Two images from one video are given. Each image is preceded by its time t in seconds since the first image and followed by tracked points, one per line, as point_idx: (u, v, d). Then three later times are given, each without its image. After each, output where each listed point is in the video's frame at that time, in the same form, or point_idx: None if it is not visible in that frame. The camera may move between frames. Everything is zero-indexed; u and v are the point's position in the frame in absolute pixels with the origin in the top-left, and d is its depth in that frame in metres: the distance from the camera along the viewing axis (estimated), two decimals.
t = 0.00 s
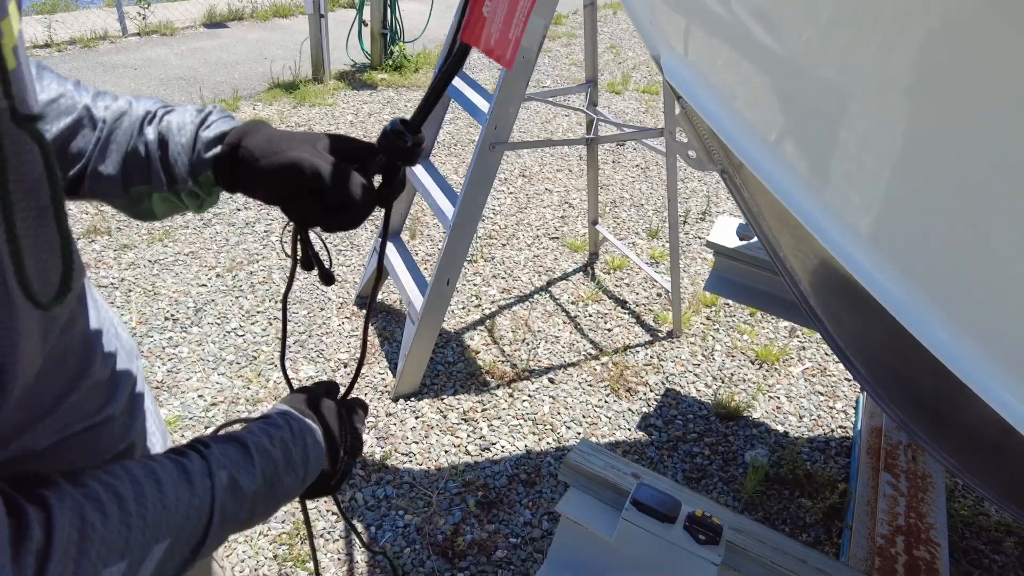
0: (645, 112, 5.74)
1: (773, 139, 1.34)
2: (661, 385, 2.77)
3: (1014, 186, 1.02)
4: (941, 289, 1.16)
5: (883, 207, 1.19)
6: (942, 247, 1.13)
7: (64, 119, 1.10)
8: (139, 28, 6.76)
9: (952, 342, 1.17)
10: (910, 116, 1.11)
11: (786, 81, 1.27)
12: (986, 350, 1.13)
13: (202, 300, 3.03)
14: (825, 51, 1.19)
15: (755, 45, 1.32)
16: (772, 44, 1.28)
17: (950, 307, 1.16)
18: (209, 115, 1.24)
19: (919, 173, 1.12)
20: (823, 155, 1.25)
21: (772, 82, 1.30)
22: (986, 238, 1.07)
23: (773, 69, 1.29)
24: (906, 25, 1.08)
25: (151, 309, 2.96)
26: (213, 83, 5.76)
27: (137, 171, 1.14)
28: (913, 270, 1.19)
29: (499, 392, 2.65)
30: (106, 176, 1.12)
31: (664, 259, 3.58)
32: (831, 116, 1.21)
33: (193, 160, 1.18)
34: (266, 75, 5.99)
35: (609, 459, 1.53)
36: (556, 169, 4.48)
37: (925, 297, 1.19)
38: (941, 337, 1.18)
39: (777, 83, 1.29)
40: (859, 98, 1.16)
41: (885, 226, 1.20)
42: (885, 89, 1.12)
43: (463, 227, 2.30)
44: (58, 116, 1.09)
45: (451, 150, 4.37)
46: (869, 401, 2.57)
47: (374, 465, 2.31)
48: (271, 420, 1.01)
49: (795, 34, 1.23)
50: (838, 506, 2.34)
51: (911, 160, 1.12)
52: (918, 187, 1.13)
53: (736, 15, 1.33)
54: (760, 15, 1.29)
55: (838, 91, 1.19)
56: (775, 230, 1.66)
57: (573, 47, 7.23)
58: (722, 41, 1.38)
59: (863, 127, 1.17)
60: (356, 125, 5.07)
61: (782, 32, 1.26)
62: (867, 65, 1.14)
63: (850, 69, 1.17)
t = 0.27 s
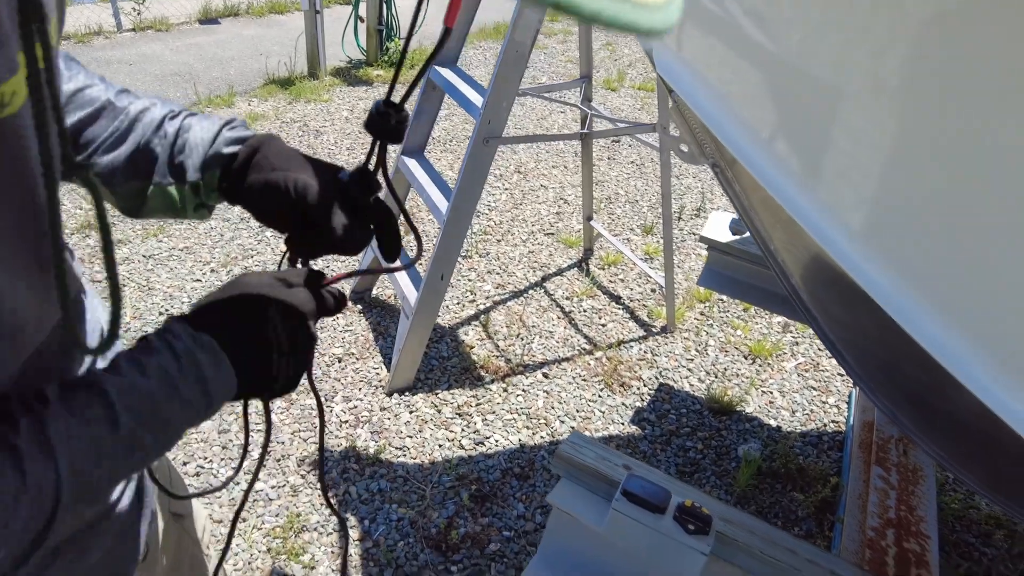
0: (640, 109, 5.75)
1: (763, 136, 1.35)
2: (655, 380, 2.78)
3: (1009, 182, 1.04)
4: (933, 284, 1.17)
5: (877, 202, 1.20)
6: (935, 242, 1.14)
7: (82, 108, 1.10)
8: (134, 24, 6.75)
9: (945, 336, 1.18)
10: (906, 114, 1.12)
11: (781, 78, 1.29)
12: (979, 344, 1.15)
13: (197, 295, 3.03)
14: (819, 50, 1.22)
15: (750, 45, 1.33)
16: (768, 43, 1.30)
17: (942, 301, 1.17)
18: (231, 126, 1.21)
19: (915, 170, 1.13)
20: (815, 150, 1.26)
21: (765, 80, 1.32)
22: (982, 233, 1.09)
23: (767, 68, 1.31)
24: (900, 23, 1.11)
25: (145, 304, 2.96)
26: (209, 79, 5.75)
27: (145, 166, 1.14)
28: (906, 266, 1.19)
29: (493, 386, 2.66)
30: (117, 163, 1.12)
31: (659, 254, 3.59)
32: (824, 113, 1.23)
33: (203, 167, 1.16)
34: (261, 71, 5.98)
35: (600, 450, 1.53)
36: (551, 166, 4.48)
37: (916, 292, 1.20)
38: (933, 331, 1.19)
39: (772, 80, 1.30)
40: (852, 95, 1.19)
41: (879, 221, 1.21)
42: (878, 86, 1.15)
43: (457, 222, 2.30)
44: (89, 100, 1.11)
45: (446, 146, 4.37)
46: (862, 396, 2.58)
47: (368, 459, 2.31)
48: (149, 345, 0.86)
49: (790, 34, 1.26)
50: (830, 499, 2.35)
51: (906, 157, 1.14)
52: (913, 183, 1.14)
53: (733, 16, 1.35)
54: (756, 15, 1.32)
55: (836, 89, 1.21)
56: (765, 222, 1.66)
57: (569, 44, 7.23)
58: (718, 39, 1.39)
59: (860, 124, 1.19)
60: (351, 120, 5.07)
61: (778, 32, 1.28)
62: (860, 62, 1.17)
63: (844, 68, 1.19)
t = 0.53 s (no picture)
0: (637, 106, 5.77)
1: (759, 136, 1.41)
2: (648, 374, 2.80)
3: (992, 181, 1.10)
4: (922, 276, 1.24)
5: (871, 202, 1.26)
6: (924, 236, 1.21)
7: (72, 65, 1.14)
8: (130, 20, 6.74)
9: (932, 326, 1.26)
10: (894, 114, 1.18)
11: (775, 78, 1.34)
12: (971, 337, 1.21)
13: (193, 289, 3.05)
14: (812, 53, 1.27)
15: (745, 45, 1.38)
16: (761, 43, 1.35)
17: (930, 293, 1.24)
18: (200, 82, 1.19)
19: (904, 168, 1.19)
20: (809, 151, 1.33)
21: (760, 81, 1.37)
22: (971, 229, 1.15)
23: (762, 69, 1.36)
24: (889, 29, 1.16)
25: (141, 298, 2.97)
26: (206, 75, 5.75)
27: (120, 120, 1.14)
28: (898, 260, 1.26)
29: (488, 380, 2.68)
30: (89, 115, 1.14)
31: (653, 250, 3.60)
32: (817, 115, 1.29)
33: (171, 117, 1.14)
34: (258, 67, 5.99)
35: (590, 438, 1.54)
36: (547, 162, 4.50)
37: (907, 284, 1.27)
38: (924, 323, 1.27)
39: (768, 82, 1.35)
40: (842, 97, 1.25)
41: (870, 217, 1.27)
42: (869, 89, 1.21)
43: (452, 215, 2.32)
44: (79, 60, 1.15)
45: (442, 142, 4.38)
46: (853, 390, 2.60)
47: (363, 451, 2.33)
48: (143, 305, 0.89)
49: (784, 36, 1.31)
50: (821, 492, 2.37)
51: (898, 157, 1.20)
52: (903, 180, 1.20)
53: (726, 15, 1.39)
54: (750, 17, 1.36)
55: (829, 89, 1.26)
56: (756, 216, 1.69)
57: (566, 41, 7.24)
58: (712, 38, 1.43)
59: (851, 123, 1.24)
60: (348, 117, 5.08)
61: (772, 34, 1.32)
62: (850, 67, 1.22)
63: (836, 71, 1.25)
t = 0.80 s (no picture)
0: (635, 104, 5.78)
1: (749, 132, 1.38)
2: (642, 367, 2.82)
3: (985, 182, 1.06)
4: (912, 277, 1.21)
5: (860, 197, 1.22)
6: (915, 236, 1.18)
7: None
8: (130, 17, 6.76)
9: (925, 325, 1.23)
10: (885, 112, 1.14)
11: (764, 75, 1.30)
12: (963, 333, 1.18)
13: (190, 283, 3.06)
14: (798, 46, 1.23)
15: (729, 39, 1.34)
16: (747, 40, 1.31)
17: (921, 294, 1.21)
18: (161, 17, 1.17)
19: (893, 168, 1.16)
20: (798, 145, 1.29)
21: (747, 75, 1.34)
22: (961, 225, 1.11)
23: (748, 63, 1.32)
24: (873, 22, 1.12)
25: (138, 291, 2.99)
26: (204, 71, 5.76)
27: None
28: (889, 255, 1.23)
29: (482, 372, 2.70)
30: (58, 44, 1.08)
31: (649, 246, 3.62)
32: (805, 109, 1.25)
33: None
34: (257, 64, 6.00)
35: (578, 424, 1.55)
36: (544, 158, 4.51)
37: (898, 279, 1.23)
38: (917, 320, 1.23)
39: (754, 76, 1.32)
40: (830, 91, 1.20)
41: (859, 217, 1.24)
42: (856, 83, 1.16)
43: (447, 209, 2.34)
44: None
45: (439, 138, 4.40)
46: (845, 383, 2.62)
47: (357, 442, 2.35)
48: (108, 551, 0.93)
49: (770, 31, 1.26)
50: (812, 484, 2.39)
51: (885, 152, 1.16)
52: (892, 180, 1.16)
53: (712, 10, 1.36)
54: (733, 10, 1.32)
55: (817, 87, 1.22)
56: (745, 208, 1.67)
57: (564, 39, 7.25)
58: (700, 34, 1.40)
59: (839, 121, 1.20)
60: (346, 113, 5.09)
61: (757, 29, 1.28)
62: (834, 60, 1.18)
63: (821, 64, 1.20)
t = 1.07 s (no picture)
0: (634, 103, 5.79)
1: (742, 134, 1.38)
2: (638, 365, 2.84)
3: (975, 182, 1.07)
4: (900, 278, 1.21)
5: (850, 199, 1.23)
6: (903, 236, 1.18)
7: None
8: (131, 16, 6.78)
9: (912, 326, 1.24)
10: (880, 114, 1.14)
11: (756, 75, 1.31)
12: (948, 336, 1.19)
13: (189, 281, 3.08)
14: (793, 49, 1.24)
15: (724, 42, 1.35)
16: (743, 43, 1.32)
17: (907, 295, 1.22)
18: None
19: (883, 169, 1.16)
20: (790, 148, 1.29)
21: (741, 78, 1.34)
22: (950, 227, 1.12)
23: (744, 66, 1.33)
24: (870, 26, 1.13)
25: (137, 288, 3.01)
26: (206, 70, 5.79)
27: None
28: (877, 259, 1.23)
29: (479, 370, 2.71)
30: (52, 11, 1.10)
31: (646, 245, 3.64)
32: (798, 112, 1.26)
33: None
34: (258, 63, 6.02)
35: (569, 419, 1.57)
36: (543, 158, 4.53)
37: (886, 283, 1.24)
38: (904, 323, 1.24)
39: (748, 78, 1.32)
40: (824, 93, 1.21)
41: (849, 220, 1.24)
42: (850, 87, 1.17)
43: (444, 207, 2.36)
44: None
45: (439, 137, 4.42)
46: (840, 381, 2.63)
47: (354, 439, 2.37)
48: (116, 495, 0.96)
49: (766, 34, 1.27)
50: (806, 482, 2.40)
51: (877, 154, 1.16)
52: (883, 179, 1.17)
53: (706, 12, 1.37)
54: (730, 13, 1.33)
55: (810, 86, 1.23)
56: (738, 209, 1.69)
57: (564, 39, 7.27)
58: (694, 35, 1.41)
59: (832, 124, 1.21)
60: (346, 112, 5.11)
61: (754, 31, 1.29)
62: (831, 63, 1.19)
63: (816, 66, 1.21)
